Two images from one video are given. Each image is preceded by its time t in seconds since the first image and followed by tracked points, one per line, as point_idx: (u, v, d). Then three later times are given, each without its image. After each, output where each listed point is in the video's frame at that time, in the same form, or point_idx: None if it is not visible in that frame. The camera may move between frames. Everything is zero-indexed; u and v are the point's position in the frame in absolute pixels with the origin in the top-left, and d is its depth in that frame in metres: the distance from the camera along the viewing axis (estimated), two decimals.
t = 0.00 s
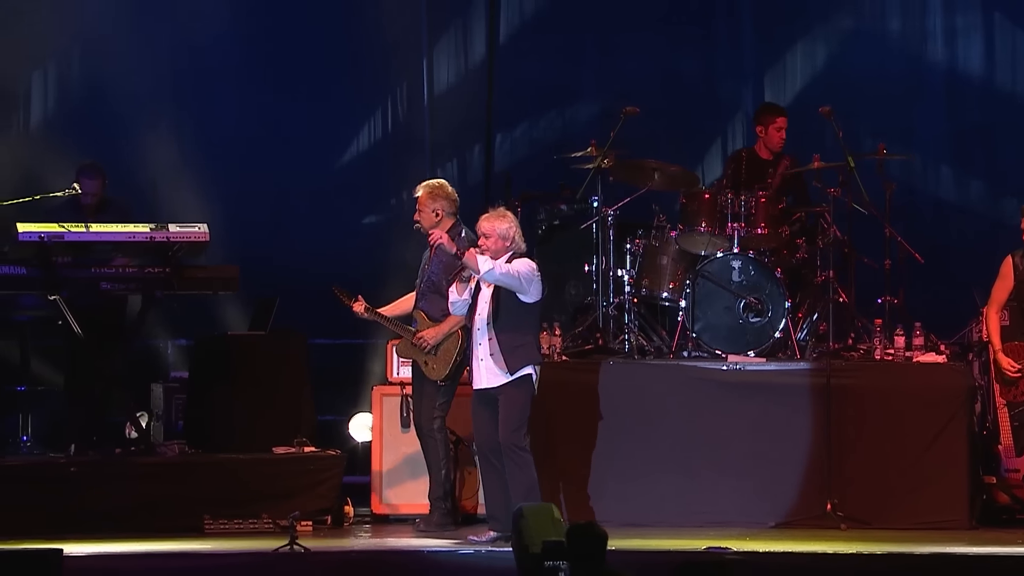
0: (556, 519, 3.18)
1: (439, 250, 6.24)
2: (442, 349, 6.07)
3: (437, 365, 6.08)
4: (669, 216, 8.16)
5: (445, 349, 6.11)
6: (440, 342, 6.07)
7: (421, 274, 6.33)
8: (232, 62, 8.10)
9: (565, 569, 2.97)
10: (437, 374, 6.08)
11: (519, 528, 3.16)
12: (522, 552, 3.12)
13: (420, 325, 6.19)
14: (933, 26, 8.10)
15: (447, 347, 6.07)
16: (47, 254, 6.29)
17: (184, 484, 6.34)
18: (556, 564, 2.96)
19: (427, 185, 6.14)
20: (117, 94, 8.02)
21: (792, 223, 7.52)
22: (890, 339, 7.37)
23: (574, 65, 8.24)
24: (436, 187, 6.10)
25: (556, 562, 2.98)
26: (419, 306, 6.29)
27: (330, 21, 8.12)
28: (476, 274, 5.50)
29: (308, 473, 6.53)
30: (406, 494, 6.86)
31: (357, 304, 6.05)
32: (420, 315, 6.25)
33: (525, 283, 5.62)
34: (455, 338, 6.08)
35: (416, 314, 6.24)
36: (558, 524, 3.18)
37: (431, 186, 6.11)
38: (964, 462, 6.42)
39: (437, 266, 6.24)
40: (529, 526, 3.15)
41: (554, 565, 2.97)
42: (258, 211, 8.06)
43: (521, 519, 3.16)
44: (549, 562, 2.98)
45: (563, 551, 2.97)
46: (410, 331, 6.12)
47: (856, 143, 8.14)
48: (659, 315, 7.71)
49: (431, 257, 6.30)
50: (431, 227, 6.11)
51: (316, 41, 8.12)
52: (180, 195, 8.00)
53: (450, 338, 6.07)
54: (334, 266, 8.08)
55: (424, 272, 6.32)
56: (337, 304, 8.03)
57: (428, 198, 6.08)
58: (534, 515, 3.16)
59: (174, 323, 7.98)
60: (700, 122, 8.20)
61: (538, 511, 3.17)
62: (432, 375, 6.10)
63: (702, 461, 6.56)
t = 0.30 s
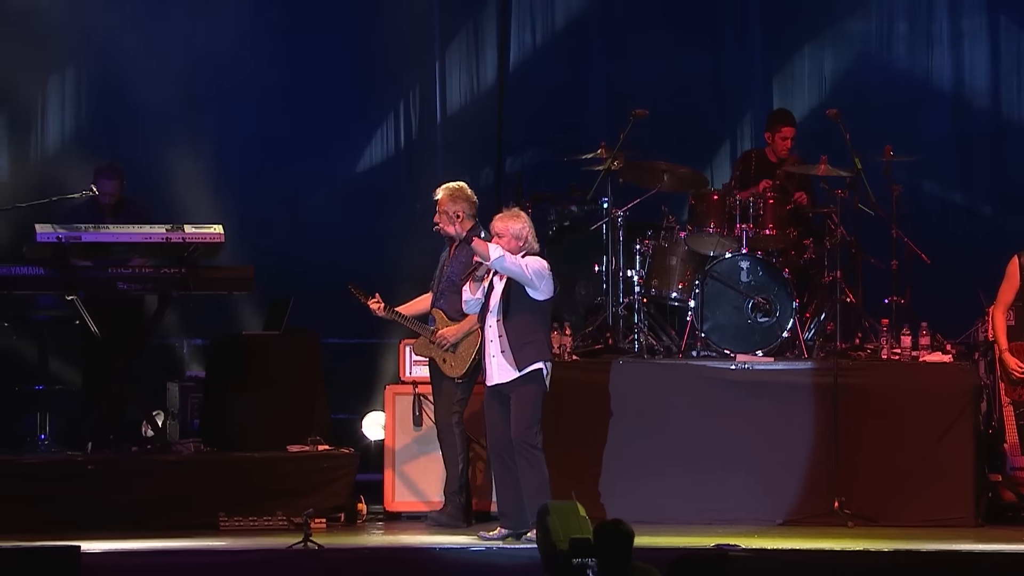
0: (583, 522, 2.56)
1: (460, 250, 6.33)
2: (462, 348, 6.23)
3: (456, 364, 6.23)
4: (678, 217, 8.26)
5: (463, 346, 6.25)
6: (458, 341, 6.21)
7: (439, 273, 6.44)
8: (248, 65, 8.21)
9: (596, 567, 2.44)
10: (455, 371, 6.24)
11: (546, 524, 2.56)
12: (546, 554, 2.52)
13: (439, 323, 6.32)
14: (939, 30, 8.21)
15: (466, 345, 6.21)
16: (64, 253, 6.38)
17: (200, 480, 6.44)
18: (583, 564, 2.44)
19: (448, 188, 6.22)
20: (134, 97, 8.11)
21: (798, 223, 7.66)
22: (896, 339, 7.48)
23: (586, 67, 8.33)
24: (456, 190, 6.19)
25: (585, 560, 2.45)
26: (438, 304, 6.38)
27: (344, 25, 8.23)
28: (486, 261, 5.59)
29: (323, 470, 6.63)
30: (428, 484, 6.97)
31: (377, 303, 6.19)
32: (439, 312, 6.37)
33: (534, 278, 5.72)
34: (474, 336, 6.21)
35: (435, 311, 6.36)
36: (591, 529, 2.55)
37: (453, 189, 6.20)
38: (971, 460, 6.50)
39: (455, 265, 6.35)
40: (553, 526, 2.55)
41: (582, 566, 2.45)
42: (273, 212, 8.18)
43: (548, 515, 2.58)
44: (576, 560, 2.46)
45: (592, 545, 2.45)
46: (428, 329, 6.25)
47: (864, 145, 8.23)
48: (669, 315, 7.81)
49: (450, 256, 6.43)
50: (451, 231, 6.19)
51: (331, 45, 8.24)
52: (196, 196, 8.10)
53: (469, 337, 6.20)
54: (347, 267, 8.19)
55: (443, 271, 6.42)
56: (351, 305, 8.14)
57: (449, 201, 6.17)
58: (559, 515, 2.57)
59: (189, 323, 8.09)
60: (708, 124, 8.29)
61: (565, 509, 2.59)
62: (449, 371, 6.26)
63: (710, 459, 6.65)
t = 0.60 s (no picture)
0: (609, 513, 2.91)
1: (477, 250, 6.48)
2: (483, 346, 6.38)
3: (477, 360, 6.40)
4: (687, 217, 8.36)
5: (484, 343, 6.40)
6: (480, 339, 6.37)
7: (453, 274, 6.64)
8: (264, 68, 8.31)
9: (626, 563, 2.82)
10: (478, 369, 6.41)
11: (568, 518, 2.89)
12: (575, 548, 2.85)
13: (457, 322, 6.46)
14: (946, 32, 8.29)
15: (487, 343, 6.38)
16: (82, 255, 6.46)
17: (216, 478, 6.53)
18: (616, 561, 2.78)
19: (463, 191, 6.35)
20: (150, 101, 8.23)
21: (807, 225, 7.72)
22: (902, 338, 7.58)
23: (595, 69, 8.40)
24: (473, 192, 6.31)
25: (615, 557, 2.81)
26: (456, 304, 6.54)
27: (358, 28, 8.33)
28: (501, 260, 5.70)
29: (336, 468, 6.73)
30: (445, 476, 7.06)
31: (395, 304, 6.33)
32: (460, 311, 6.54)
33: (547, 279, 5.81)
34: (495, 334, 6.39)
35: (454, 310, 6.48)
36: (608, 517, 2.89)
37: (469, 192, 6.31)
38: (976, 458, 6.60)
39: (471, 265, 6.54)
40: (582, 519, 2.89)
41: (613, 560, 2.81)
42: (288, 213, 8.29)
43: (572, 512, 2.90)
44: (608, 558, 2.81)
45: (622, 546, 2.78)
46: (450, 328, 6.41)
47: (871, 147, 8.34)
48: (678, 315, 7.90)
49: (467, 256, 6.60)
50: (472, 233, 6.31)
51: (343, 48, 8.33)
52: (212, 198, 8.22)
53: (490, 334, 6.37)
54: (361, 267, 8.30)
55: (460, 272, 6.58)
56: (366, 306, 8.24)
57: (467, 203, 6.28)
58: (587, 509, 2.91)
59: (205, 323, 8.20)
60: (718, 127, 8.39)
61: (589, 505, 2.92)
62: (471, 368, 6.42)
63: (719, 457, 6.74)
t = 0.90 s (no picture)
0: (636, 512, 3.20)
1: (489, 250, 6.61)
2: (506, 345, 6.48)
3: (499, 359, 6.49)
4: (696, 218, 8.45)
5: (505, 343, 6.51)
6: (501, 339, 6.46)
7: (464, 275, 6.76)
8: (279, 70, 8.42)
9: (654, 559, 3.07)
10: (501, 369, 6.49)
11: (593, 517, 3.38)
12: (603, 545, 3.19)
13: (474, 322, 6.56)
14: (952, 34, 8.38)
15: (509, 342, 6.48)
16: (98, 255, 6.58)
17: (232, 477, 6.62)
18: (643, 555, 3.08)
19: (473, 192, 6.48)
20: (165, 104, 8.33)
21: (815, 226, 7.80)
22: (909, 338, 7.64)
23: (605, 70, 8.47)
24: (484, 193, 6.45)
25: (643, 553, 3.09)
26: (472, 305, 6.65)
27: (371, 31, 8.43)
28: (514, 262, 5.79)
29: (349, 466, 6.82)
30: (457, 477, 7.15)
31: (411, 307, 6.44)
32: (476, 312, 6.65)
33: (558, 280, 5.89)
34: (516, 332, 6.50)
35: (471, 310, 6.60)
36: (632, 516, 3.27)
37: (481, 193, 6.44)
38: (983, 457, 6.64)
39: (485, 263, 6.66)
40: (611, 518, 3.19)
41: (642, 556, 3.08)
42: (301, 215, 8.39)
43: (600, 510, 3.25)
44: (635, 554, 3.09)
45: (649, 541, 3.09)
46: (471, 328, 6.51)
47: (878, 149, 8.44)
48: (686, 315, 7.99)
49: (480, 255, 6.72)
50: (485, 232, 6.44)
51: (355, 50, 8.42)
52: (227, 200, 8.34)
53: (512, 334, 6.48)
54: (373, 268, 8.40)
55: (472, 273, 6.70)
56: (378, 306, 8.34)
57: (477, 204, 6.41)
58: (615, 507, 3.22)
59: (220, 323, 8.31)
60: (727, 129, 8.48)
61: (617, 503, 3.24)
62: (494, 368, 6.51)
63: (726, 456, 6.83)
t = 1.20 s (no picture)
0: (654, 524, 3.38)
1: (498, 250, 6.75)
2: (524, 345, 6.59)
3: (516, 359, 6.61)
4: (706, 220, 8.53)
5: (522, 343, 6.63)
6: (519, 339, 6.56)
7: (474, 276, 6.85)
8: (293, 72, 8.50)
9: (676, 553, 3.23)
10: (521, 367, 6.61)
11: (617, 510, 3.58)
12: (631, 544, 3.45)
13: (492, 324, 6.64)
14: (960, 36, 8.45)
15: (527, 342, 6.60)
16: (113, 256, 6.66)
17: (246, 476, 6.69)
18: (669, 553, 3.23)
19: (480, 195, 6.60)
20: (179, 105, 8.42)
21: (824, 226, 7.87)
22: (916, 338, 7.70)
23: (614, 72, 8.55)
24: (490, 195, 6.58)
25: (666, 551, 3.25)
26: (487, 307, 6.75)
27: (383, 34, 8.50)
28: (526, 263, 5.89)
29: (361, 464, 6.90)
30: (468, 475, 7.23)
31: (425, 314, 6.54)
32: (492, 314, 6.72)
33: (567, 281, 5.97)
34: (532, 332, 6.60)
35: (489, 314, 6.67)
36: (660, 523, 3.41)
37: (486, 195, 6.58)
38: (989, 456, 6.74)
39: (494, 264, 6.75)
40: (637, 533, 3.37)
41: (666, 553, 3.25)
42: (314, 216, 8.48)
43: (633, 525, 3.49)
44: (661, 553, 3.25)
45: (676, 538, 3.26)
46: (489, 333, 6.58)
47: (885, 150, 8.50)
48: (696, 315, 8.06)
49: (490, 256, 6.80)
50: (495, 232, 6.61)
51: (369, 53, 8.51)
52: (242, 201, 8.44)
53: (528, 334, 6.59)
54: (385, 269, 8.48)
55: (483, 274, 6.80)
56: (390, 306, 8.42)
57: (486, 206, 6.54)
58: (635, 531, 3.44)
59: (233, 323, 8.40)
60: (736, 131, 8.54)
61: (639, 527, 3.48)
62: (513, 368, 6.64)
63: (735, 455, 6.89)
